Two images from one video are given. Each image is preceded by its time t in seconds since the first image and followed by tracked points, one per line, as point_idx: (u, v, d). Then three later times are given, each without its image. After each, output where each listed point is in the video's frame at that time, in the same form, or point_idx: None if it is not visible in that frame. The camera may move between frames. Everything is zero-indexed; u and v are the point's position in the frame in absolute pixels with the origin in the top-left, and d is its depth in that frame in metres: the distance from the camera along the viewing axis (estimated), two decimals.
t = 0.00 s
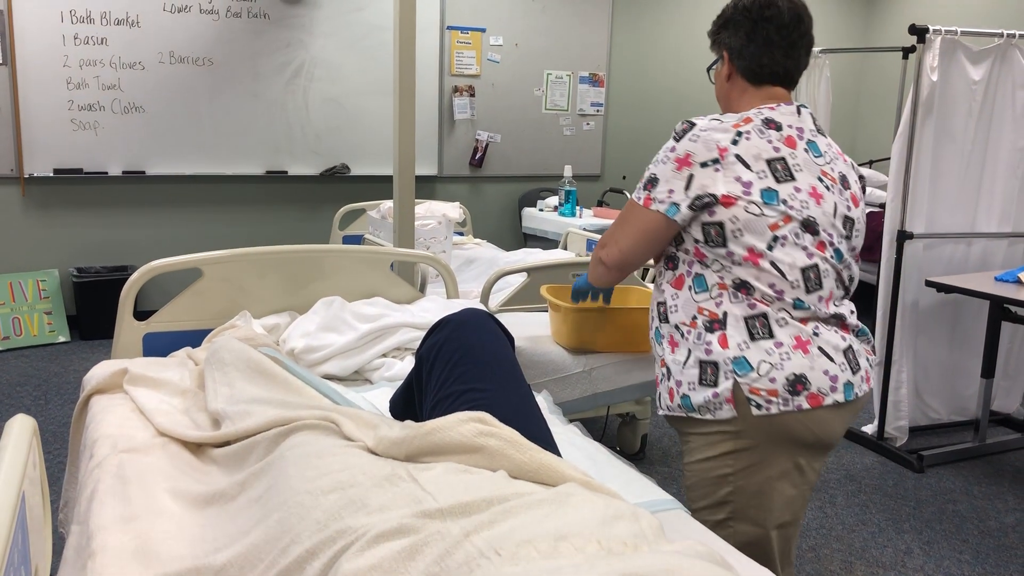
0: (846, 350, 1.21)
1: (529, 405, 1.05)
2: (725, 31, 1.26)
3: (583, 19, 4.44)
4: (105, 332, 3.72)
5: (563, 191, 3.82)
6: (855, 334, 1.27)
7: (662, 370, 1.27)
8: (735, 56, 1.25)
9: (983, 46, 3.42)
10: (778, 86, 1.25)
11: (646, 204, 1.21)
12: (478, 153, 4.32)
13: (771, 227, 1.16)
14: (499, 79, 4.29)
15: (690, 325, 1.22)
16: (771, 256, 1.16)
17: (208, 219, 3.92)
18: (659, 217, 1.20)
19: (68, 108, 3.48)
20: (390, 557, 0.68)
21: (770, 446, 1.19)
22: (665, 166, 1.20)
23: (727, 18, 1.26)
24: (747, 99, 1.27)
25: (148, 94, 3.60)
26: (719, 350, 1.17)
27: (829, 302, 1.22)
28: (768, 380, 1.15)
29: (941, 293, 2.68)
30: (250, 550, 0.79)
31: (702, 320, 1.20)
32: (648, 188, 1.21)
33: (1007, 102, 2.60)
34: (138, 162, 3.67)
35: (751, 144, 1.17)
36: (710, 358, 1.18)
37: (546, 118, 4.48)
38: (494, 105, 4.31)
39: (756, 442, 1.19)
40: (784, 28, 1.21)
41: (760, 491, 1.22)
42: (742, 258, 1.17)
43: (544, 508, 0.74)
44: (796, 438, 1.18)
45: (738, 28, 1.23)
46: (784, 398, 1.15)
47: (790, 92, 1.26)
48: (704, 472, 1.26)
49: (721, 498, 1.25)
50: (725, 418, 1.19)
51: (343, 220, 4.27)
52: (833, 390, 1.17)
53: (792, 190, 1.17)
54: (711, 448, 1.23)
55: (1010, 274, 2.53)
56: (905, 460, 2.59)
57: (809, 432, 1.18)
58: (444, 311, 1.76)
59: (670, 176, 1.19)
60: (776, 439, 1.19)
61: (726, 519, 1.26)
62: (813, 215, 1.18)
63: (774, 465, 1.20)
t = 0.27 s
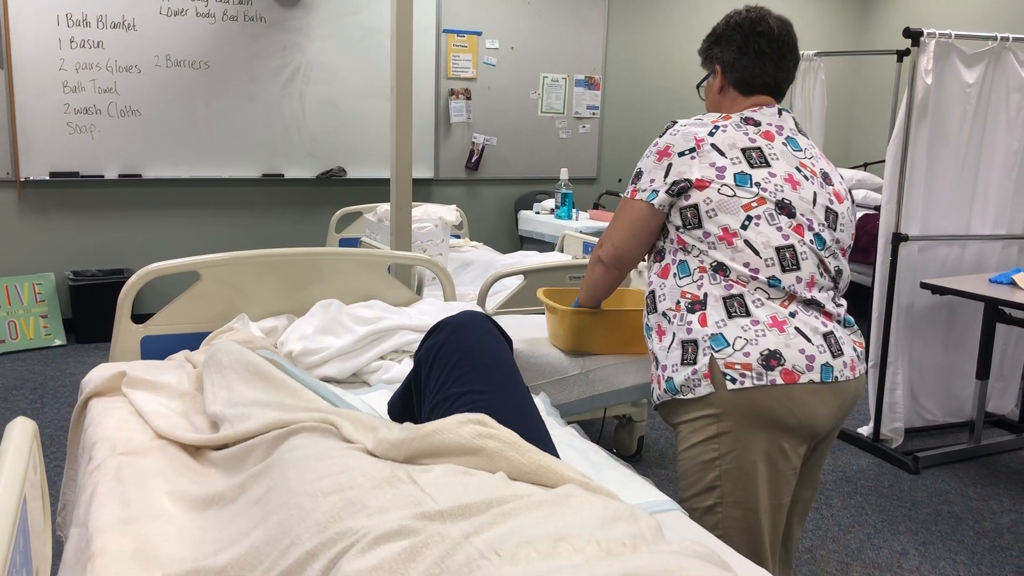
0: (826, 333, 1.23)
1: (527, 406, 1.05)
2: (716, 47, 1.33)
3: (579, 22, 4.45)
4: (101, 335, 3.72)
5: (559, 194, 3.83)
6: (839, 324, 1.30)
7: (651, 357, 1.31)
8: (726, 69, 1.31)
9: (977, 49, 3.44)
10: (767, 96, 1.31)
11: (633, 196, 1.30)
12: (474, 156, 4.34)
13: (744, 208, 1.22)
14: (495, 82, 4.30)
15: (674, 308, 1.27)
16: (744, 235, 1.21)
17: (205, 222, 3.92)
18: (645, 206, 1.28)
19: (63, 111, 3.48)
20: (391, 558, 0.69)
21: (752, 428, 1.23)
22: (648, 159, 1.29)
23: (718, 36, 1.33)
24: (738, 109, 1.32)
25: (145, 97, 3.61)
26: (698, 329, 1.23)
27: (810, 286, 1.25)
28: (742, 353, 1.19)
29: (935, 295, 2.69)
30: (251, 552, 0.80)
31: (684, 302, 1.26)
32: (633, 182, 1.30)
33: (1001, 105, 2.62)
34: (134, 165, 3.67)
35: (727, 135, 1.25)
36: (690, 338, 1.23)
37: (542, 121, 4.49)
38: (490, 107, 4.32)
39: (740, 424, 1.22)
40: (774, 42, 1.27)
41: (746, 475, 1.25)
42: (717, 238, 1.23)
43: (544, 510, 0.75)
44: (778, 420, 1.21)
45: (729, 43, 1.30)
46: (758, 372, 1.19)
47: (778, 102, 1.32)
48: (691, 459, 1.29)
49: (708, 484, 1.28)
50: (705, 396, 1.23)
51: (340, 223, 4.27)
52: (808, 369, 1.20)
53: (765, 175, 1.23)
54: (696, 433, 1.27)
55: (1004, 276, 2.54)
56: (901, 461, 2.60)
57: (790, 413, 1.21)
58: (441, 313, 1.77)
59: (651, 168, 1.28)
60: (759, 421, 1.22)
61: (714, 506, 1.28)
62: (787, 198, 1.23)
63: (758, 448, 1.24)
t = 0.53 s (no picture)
0: (821, 331, 1.25)
1: (525, 407, 1.06)
2: (708, 53, 1.33)
3: (574, 25, 4.46)
4: (96, 339, 3.70)
5: (554, 197, 3.84)
6: (831, 322, 1.31)
7: (645, 357, 1.32)
8: (720, 74, 1.31)
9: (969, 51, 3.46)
10: (759, 101, 1.33)
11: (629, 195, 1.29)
12: (469, 159, 4.35)
13: (742, 206, 1.23)
14: (490, 85, 4.31)
15: (671, 307, 1.28)
16: (742, 233, 1.22)
17: (200, 226, 3.92)
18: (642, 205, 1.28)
19: (58, 115, 3.47)
20: (391, 560, 0.69)
21: (750, 425, 1.23)
22: (644, 160, 1.29)
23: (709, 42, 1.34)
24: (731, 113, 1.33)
25: (140, 101, 3.60)
26: (695, 327, 1.23)
27: (804, 283, 1.26)
28: (739, 350, 1.20)
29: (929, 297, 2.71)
30: (251, 554, 0.80)
31: (680, 300, 1.26)
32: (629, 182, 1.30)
33: (994, 107, 2.63)
34: (129, 169, 3.66)
35: (724, 135, 1.26)
36: (687, 335, 1.24)
37: (537, 124, 4.50)
38: (485, 111, 4.33)
39: (737, 422, 1.23)
40: (766, 48, 1.30)
41: (743, 472, 1.25)
42: (714, 236, 1.24)
43: (542, 511, 0.75)
44: (775, 416, 1.22)
45: (722, 48, 1.31)
46: (756, 368, 1.19)
47: (769, 109, 1.34)
48: (687, 458, 1.29)
49: (705, 482, 1.27)
50: (702, 394, 1.23)
51: (335, 226, 4.27)
52: (806, 365, 1.21)
53: (762, 174, 1.24)
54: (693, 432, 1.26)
55: (998, 277, 2.56)
56: (896, 462, 2.61)
57: (787, 409, 1.22)
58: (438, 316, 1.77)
59: (648, 169, 1.28)
60: (756, 418, 1.23)
61: (711, 504, 1.28)
62: (783, 198, 1.25)
63: (754, 445, 1.24)
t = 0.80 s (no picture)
0: (823, 338, 1.28)
1: (522, 410, 1.06)
2: (710, 48, 1.31)
3: (567, 29, 4.48)
4: (90, 345, 3.69)
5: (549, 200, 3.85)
6: (827, 325, 1.34)
7: (645, 360, 1.31)
8: (723, 72, 1.30)
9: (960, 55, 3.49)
10: (758, 101, 1.34)
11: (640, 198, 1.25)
12: (463, 163, 4.36)
13: (757, 214, 1.23)
14: (483, 89, 4.32)
15: (675, 311, 1.27)
16: (755, 241, 1.23)
17: (194, 230, 3.92)
18: (654, 209, 1.24)
19: (52, 120, 3.47)
20: (391, 562, 0.69)
21: (753, 429, 1.24)
22: (657, 160, 1.26)
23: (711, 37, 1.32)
24: (731, 111, 1.33)
25: (134, 106, 3.60)
26: (703, 333, 1.23)
27: (805, 291, 1.29)
28: (750, 357, 1.21)
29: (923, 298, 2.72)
30: (251, 557, 0.80)
31: (686, 305, 1.26)
32: (639, 183, 1.25)
33: (985, 109, 2.66)
34: (123, 174, 3.66)
35: (736, 140, 1.25)
36: (694, 341, 1.24)
37: (531, 127, 4.52)
38: (479, 114, 4.34)
39: (742, 426, 1.23)
40: (770, 49, 1.30)
41: (747, 477, 1.25)
42: (728, 243, 1.23)
43: (541, 512, 0.76)
44: (779, 420, 1.23)
45: (727, 44, 1.30)
46: (766, 376, 1.21)
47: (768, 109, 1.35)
48: (690, 463, 1.28)
49: (707, 487, 1.27)
50: (707, 400, 1.23)
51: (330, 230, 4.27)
52: (812, 373, 1.24)
53: (774, 182, 1.25)
54: (697, 438, 1.26)
55: (990, 279, 2.58)
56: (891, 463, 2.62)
57: (790, 414, 1.23)
58: (434, 320, 1.77)
59: (661, 170, 1.25)
60: (760, 422, 1.23)
61: (714, 509, 1.28)
62: (793, 207, 1.26)
63: (758, 449, 1.25)
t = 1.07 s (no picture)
0: (830, 347, 1.30)
1: (520, 411, 1.07)
2: (723, 42, 1.23)
3: (561, 32, 4.49)
4: (83, 348, 3.68)
5: (543, 203, 3.85)
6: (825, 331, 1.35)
7: (653, 366, 1.28)
8: (739, 70, 1.24)
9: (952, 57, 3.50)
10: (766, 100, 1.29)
11: (679, 202, 1.17)
12: (457, 166, 4.37)
13: (787, 227, 1.21)
14: (477, 92, 4.33)
15: (691, 318, 1.23)
16: (784, 254, 1.22)
17: (188, 233, 3.91)
18: (694, 215, 1.17)
19: (45, 123, 3.46)
20: (391, 563, 0.70)
21: (766, 438, 1.23)
22: (694, 164, 1.19)
23: (723, 30, 1.23)
24: (744, 110, 1.27)
25: (127, 109, 3.59)
26: (722, 342, 1.21)
27: (813, 302, 1.30)
28: (770, 368, 1.20)
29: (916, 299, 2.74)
30: (250, 558, 0.80)
31: (705, 314, 1.22)
32: (677, 187, 1.18)
33: (977, 111, 2.68)
34: (117, 177, 3.65)
35: (767, 148, 1.22)
36: (713, 351, 1.21)
37: (525, 130, 4.52)
38: (473, 117, 4.35)
39: (756, 435, 1.22)
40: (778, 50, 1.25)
41: (757, 486, 1.25)
42: (758, 254, 1.20)
43: (540, 513, 0.76)
44: (791, 429, 1.23)
45: (741, 41, 1.23)
46: (785, 386, 1.21)
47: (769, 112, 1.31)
48: (699, 471, 1.27)
49: (716, 495, 1.26)
50: (721, 409, 1.22)
51: (324, 233, 4.27)
52: (825, 382, 1.24)
53: (802, 195, 1.25)
54: (707, 445, 1.25)
55: (982, 280, 2.60)
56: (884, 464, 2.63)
57: (803, 423, 1.23)
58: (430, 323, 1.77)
59: (700, 175, 1.18)
60: (774, 431, 1.23)
61: (721, 516, 1.27)
62: (814, 220, 1.27)
63: (770, 459, 1.24)
